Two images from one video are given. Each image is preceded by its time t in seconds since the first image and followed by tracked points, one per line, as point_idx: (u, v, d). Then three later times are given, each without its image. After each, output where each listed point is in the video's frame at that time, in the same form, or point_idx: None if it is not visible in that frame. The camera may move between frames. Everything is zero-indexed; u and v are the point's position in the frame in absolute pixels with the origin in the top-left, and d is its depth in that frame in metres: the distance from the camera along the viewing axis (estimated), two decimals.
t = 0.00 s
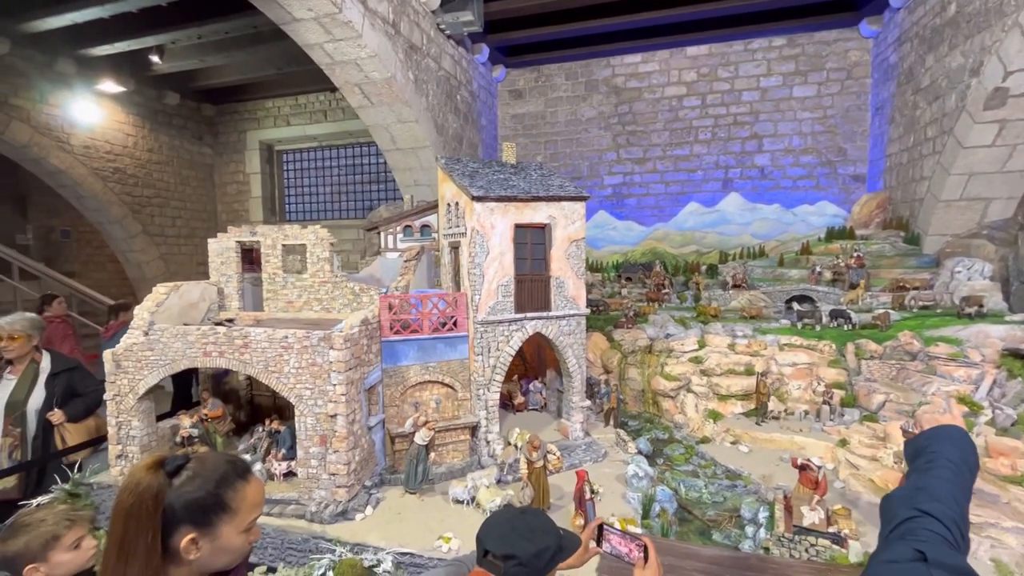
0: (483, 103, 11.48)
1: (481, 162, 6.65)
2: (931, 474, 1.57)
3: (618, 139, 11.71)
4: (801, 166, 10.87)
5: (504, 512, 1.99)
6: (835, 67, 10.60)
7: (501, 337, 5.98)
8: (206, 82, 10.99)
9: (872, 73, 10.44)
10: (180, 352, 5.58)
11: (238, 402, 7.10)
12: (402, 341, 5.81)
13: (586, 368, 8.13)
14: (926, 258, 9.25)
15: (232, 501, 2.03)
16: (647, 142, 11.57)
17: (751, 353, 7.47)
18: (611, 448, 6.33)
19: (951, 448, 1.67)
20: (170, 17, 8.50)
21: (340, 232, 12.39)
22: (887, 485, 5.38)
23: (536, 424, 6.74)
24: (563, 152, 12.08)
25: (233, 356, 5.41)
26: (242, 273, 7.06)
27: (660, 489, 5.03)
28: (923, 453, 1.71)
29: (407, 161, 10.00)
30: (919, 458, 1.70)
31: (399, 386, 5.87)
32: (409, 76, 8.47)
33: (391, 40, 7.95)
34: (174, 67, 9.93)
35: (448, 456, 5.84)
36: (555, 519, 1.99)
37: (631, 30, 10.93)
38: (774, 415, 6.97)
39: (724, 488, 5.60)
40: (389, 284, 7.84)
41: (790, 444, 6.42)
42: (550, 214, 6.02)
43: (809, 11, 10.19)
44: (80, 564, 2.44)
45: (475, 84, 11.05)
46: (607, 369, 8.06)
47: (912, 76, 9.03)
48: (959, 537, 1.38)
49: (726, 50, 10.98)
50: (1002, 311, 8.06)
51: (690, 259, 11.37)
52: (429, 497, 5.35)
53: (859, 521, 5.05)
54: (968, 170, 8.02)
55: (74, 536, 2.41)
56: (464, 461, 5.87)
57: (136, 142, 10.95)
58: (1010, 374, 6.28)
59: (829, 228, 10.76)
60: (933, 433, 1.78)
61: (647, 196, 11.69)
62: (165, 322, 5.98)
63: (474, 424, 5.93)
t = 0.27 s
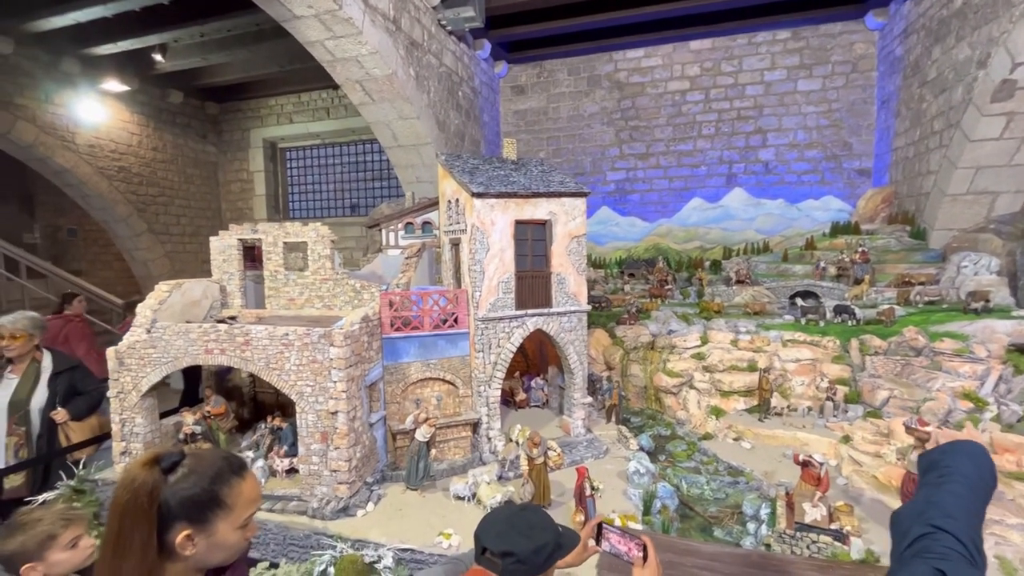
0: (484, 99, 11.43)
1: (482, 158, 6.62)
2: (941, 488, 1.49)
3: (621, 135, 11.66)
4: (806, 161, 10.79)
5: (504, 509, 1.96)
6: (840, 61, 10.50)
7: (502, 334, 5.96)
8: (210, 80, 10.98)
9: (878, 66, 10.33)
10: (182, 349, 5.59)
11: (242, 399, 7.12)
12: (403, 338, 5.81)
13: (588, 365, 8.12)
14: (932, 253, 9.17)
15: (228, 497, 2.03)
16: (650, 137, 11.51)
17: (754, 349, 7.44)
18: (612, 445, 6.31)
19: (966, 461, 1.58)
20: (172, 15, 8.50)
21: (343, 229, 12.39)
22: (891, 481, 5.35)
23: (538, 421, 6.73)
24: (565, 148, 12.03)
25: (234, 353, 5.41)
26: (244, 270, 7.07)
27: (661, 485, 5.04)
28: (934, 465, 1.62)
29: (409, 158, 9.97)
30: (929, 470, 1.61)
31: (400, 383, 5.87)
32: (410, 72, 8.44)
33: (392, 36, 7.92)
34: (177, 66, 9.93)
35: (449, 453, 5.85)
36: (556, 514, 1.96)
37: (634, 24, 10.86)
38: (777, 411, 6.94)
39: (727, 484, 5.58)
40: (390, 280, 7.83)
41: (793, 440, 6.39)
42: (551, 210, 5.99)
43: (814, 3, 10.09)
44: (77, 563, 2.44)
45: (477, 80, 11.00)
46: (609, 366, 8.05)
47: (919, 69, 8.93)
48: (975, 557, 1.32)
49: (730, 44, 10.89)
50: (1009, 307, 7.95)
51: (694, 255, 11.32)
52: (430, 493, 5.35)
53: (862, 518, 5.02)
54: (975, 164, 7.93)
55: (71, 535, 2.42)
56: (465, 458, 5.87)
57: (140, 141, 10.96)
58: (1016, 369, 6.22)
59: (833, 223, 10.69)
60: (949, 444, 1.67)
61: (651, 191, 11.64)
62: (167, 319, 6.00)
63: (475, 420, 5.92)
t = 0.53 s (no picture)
0: (487, 95, 11.40)
1: (483, 154, 6.60)
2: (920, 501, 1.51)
3: (624, 130, 11.61)
4: (811, 155, 10.72)
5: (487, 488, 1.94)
6: (846, 54, 10.40)
7: (504, 329, 5.95)
8: (214, 78, 10.99)
9: (884, 59, 10.24)
10: (186, 346, 5.62)
11: (245, 394, 7.17)
12: (404, 333, 5.82)
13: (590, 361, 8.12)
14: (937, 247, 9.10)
15: (225, 490, 2.03)
16: (653, 132, 11.46)
17: (757, 345, 7.43)
18: (614, 440, 6.32)
19: (958, 485, 1.56)
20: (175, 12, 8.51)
21: (346, 226, 12.41)
22: (894, 477, 5.35)
23: (540, 416, 6.73)
24: (568, 143, 12.00)
25: (236, 349, 5.43)
26: (247, 267, 7.10)
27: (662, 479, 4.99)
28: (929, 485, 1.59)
29: (411, 154, 9.96)
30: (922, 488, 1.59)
31: (402, 379, 5.89)
32: (412, 68, 8.42)
33: (393, 32, 7.90)
34: (181, 64, 9.94)
35: (451, 449, 5.87)
36: (541, 490, 1.94)
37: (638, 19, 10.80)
38: (779, 407, 6.92)
39: (729, 480, 5.58)
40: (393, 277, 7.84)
41: (795, 436, 6.37)
42: (552, 206, 5.97)
43: None
44: (70, 562, 2.50)
45: (479, 76, 10.97)
46: (611, 362, 8.05)
47: (925, 62, 8.85)
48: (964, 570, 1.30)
49: (734, 38, 10.81)
50: (1016, 302, 7.86)
51: (697, 250, 11.29)
52: (432, 488, 5.37)
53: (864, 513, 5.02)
54: (983, 158, 7.85)
55: (64, 535, 2.47)
56: (467, 453, 5.89)
57: (145, 139, 10.98)
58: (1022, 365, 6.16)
59: (838, 218, 10.63)
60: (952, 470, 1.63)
61: (654, 187, 11.60)
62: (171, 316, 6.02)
63: (477, 416, 5.94)
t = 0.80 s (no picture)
0: (490, 94, 11.41)
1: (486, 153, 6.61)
2: (948, 492, 1.51)
3: (627, 128, 11.60)
4: (815, 152, 10.68)
5: (461, 474, 1.93)
6: (851, 50, 10.35)
7: (506, 328, 5.95)
8: (218, 78, 11.03)
9: (889, 55, 10.18)
10: (190, 344, 5.65)
11: (250, 393, 7.21)
12: (407, 332, 5.85)
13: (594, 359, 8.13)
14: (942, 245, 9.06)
15: (224, 486, 2.05)
16: (657, 130, 11.44)
17: (760, 343, 7.42)
18: (617, 438, 6.32)
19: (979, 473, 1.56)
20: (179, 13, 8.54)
21: (350, 225, 12.44)
22: (895, 475, 5.33)
23: (543, 415, 6.75)
24: (572, 142, 12.00)
25: (241, 348, 5.46)
26: (251, 266, 7.13)
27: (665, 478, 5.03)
28: (949, 474, 1.60)
29: (414, 153, 9.98)
30: (942, 478, 1.61)
31: (406, 377, 5.92)
32: (415, 67, 8.43)
33: (396, 31, 7.91)
34: (186, 64, 9.98)
35: (454, 446, 5.90)
36: (514, 472, 1.94)
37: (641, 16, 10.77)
38: (783, 405, 6.92)
39: (732, 478, 5.58)
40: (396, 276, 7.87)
41: (799, 434, 6.36)
42: (555, 204, 5.98)
43: None
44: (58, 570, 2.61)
45: (482, 74, 10.98)
46: (614, 360, 8.06)
47: (931, 58, 8.81)
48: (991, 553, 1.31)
49: (738, 35, 10.78)
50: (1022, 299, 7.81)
51: (701, 248, 11.27)
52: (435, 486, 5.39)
53: (868, 511, 5.01)
54: (989, 154, 7.81)
55: (51, 544, 2.57)
56: (470, 451, 5.91)
57: (150, 139, 11.03)
58: None
59: (842, 215, 10.60)
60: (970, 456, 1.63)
61: (657, 185, 11.59)
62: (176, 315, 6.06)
63: (480, 414, 5.95)
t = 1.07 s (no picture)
0: (491, 93, 11.40)
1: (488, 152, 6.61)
2: (978, 483, 1.68)
3: (629, 127, 11.58)
4: (818, 150, 10.64)
5: (493, 473, 1.85)
6: (853, 48, 10.31)
7: (507, 327, 5.95)
8: (220, 78, 11.04)
9: (892, 52, 10.14)
10: (192, 344, 5.67)
11: (252, 392, 7.23)
12: (408, 331, 5.86)
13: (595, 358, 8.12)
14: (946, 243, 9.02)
15: (221, 486, 2.05)
16: (658, 128, 11.42)
17: (762, 342, 7.40)
18: (618, 438, 6.32)
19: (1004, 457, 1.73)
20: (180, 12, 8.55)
21: (353, 224, 12.45)
22: (898, 474, 5.32)
23: (544, 414, 6.75)
24: (573, 140, 11.98)
25: (243, 348, 5.47)
26: (253, 266, 7.15)
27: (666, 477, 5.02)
28: (972, 460, 1.78)
29: (416, 153, 9.98)
30: (967, 465, 1.79)
31: (407, 376, 5.93)
32: (416, 66, 8.43)
33: (397, 30, 7.90)
34: (188, 64, 9.99)
35: (455, 446, 5.91)
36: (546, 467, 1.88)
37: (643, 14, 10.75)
38: (785, 404, 6.91)
39: (733, 477, 5.58)
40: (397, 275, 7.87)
41: (801, 433, 6.35)
42: (556, 203, 5.98)
43: None
44: None
45: (483, 73, 10.97)
46: (615, 359, 8.06)
47: (934, 55, 8.77)
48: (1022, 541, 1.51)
49: (740, 32, 10.75)
50: None
51: (703, 247, 11.25)
52: (436, 485, 5.40)
53: (870, 511, 5.00)
54: (992, 151, 7.77)
55: (44, 548, 2.39)
56: (471, 450, 5.92)
57: (152, 139, 11.05)
58: None
59: (845, 213, 10.56)
60: (987, 440, 1.82)
61: (659, 183, 11.56)
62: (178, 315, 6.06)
63: (481, 413, 5.96)
